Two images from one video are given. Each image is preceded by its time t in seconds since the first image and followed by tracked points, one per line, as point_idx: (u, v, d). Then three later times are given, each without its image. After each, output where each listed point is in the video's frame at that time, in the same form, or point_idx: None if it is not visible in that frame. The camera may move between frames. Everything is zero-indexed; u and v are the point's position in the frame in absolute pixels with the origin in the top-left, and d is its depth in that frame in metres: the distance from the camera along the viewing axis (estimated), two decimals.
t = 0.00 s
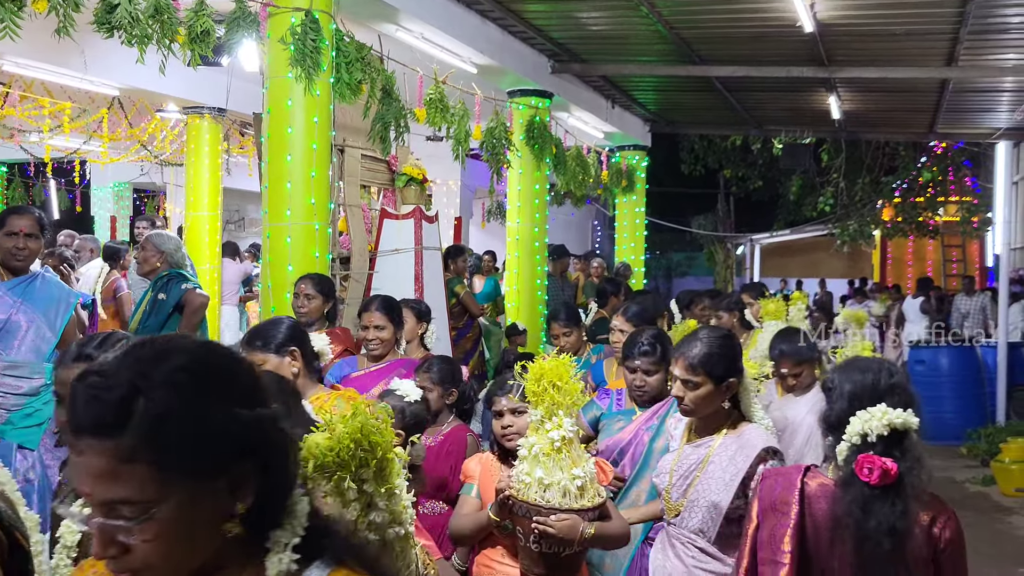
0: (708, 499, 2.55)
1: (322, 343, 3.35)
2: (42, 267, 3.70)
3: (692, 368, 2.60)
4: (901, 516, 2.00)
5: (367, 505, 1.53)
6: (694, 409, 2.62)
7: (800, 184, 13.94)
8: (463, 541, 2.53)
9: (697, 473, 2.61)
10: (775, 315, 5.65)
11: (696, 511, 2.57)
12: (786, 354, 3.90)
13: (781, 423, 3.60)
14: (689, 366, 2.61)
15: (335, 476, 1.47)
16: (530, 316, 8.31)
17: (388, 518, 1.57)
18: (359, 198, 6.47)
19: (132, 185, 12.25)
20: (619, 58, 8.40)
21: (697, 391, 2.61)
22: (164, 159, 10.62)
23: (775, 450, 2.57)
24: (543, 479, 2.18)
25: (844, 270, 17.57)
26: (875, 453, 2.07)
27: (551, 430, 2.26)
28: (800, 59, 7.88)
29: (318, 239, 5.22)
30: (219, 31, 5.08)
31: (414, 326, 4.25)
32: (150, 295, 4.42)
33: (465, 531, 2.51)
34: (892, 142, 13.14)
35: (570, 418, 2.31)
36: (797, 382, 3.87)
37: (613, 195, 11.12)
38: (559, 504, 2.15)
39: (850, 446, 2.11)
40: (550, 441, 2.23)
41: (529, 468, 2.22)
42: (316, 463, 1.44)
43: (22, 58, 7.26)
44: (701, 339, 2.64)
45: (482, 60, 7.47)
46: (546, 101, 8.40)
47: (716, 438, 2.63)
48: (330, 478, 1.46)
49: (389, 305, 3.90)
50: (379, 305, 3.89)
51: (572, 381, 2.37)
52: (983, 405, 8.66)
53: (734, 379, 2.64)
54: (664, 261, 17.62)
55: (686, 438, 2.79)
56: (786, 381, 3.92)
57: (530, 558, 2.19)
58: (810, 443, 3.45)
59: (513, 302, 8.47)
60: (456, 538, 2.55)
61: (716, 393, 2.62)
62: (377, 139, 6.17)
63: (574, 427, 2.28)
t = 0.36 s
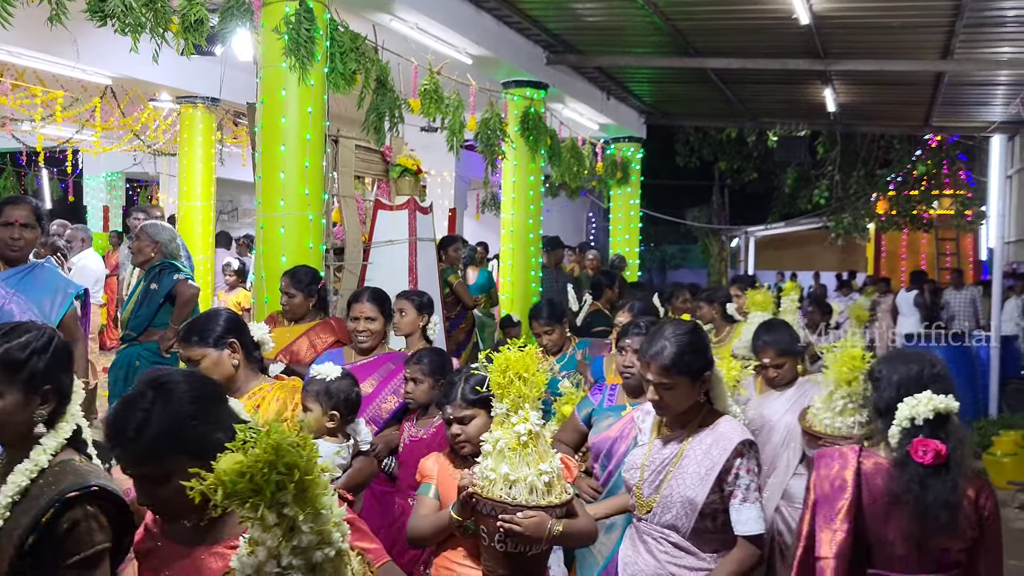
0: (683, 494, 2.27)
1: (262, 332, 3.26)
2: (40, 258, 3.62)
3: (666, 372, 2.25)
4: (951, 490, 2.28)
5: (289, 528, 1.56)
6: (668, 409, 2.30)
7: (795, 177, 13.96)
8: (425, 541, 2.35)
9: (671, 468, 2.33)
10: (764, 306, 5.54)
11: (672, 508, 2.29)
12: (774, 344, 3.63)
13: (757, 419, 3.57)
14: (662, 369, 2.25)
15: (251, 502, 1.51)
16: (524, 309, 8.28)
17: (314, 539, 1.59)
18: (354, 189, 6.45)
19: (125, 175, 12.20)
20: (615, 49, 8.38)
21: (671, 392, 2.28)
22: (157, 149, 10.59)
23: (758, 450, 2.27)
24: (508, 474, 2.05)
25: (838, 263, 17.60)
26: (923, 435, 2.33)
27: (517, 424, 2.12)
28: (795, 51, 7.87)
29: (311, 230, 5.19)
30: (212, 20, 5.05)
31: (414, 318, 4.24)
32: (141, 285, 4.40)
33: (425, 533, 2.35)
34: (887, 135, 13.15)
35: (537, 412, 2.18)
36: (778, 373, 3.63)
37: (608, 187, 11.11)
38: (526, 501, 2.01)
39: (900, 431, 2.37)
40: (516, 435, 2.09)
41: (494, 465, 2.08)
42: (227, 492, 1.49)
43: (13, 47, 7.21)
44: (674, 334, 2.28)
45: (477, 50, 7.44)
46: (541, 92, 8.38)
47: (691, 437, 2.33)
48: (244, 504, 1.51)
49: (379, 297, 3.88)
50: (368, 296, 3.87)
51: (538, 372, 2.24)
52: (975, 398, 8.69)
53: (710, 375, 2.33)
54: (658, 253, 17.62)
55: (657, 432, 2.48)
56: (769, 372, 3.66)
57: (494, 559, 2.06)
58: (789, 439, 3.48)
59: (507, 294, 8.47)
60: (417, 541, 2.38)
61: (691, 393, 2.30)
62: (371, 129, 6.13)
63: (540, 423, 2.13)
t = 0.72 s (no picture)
0: (646, 518, 2.09)
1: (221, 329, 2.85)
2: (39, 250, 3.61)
3: (636, 382, 2.05)
4: (974, 454, 2.48)
5: (168, 539, 1.37)
6: (636, 424, 2.10)
7: (787, 172, 14.04)
8: (372, 542, 2.21)
9: (635, 487, 2.14)
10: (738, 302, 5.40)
11: (633, 531, 2.11)
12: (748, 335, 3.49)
13: (731, 415, 3.47)
14: (632, 380, 2.05)
15: (126, 514, 1.32)
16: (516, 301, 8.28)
17: (199, 550, 1.41)
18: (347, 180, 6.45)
19: (119, 165, 12.20)
20: (609, 43, 8.40)
21: (639, 403, 2.08)
22: (150, 139, 10.58)
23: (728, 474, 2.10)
24: (462, 481, 1.95)
25: (829, 258, 17.68)
26: (946, 407, 2.54)
27: (471, 427, 2.00)
28: (788, 46, 7.89)
29: (305, 221, 5.20)
30: (206, 9, 5.04)
31: (407, 310, 4.26)
32: (136, 275, 4.40)
33: (372, 533, 2.20)
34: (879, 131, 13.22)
35: (493, 415, 2.05)
36: (750, 364, 3.50)
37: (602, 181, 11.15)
38: (479, 509, 1.93)
39: (925, 405, 2.59)
40: (471, 440, 1.98)
41: (447, 470, 1.97)
42: (96, 502, 1.30)
43: (6, 36, 7.20)
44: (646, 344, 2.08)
45: (472, 43, 7.45)
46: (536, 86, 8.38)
47: (658, 453, 2.15)
48: (119, 515, 1.32)
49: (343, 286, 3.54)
50: (330, 283, 3.52)
51: (497, 372, 2.08)
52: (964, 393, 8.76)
53: (683, 389, 2.14)
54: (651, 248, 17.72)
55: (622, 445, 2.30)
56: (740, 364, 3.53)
57: (443, 564, 1.98)
58: (761, 436, 3.38)
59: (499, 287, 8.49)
60: (361, 542, 2.23)
61: (662, 406, 2.10)
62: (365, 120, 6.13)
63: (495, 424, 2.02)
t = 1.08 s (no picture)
0: (617, 531, 1.93)
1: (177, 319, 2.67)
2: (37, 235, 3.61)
3: (619, 370, 1.93)
4: (949, 421, 3.07)
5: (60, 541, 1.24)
6: (613, 420, 1.96)
7: (786, 167, 14.09)
8: (326, 554, 2.12)
9: (606, 496, 1.99)
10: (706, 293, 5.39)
11: (603, 545, 1.95)
12: (721, 329, 3.24)
13: (701, 415, 3.09)
14: (615, 367, 1.93)
15: (6, 516, 1.21)
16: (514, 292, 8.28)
17: (97, 549, 1.27)
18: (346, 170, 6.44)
19: (116, 153, 12.18)
20: (609, 35, 8.40)
21: (619, 395, 1.94)
22: (149, 127, 10.57)
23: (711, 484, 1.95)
24: (413, 487, 1.90)
25: (826, 254, 17.71)
26: (928, 381, 3.13)
27: (422, 428, 1.93)
28: (789, 40, 7.90)
29: (303, 209, 5.19)
30: None
31: (402, 298, 4.27)
32: (136, 261, 4.39)
33: (327, 545, 2.12)
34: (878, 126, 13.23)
35: (447, 413, 1.98)
36: (719, 358, 3.23)
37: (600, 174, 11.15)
38: (432, 517, 1.87)
39: (913, 379, 3.18)
40: (422, 442, 1.92)
41: (398, 477, 1.92)
42: None
43: (7, 21, 7.19)
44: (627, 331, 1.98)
45: (472, 34, 7.45)
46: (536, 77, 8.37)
47: (635, 457, 2.00)
48: None
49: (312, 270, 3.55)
50: (300, 262, 3.54)
51: (449, 367, 1.99)
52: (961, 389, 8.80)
53: (667, 389, 2.00)
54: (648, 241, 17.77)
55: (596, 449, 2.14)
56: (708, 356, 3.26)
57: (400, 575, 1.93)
58: (731, 435, 3.04)
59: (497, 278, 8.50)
60: (316, 553, 2.15)
61: (641, 403, 1.96)
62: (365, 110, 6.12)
63: (449, 422, 1.96)
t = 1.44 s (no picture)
0: (575, 557, 1.96)
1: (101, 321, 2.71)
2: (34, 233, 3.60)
3: (567, 382, 1.97)
4: (972, 411, 3.53)
5: None
6: (562, 434, 2.00)
7: (784, 164, 14.11)
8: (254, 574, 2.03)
9: (564, 521, 2.01)
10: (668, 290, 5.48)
11: (561, 571, 1.97)
12: (691, 326, 3.22)
13: (672, 418, 3.07)
14: (563, 378, 1.97)
15: None
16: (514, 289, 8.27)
17: None
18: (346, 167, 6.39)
19: (113, 148, 12.16)
20: (608, 31, 8.39)
21: (568, 410, 1.98)
22: (145, 122, 10.54)
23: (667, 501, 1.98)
24: (349, 509, 1.81)
25: (824, 251, 17.73)
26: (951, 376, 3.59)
27: (362, 444, 1.84)
28: (788, 37, 7.89)
29: (301, 206, 5.19)
30: None
31: (398, 297, 4.27)
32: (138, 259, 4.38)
33: (253, 563, 2.03)
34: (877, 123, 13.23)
35: (391, 429, 1.88)
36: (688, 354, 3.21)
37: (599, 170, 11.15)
38: (370, 540, 1.80)
39: (936, 373, 3.65)
40: (361, 459, 1.83)
41: (334, 495, 1.83)
42: None
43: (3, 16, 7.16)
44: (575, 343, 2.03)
45: (470, 30, 7.43)
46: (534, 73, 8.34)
47: (592, 477, 2.02)
48: None
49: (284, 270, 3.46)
50: (272, 270, 3.43)
51: (393, 379, 1.90)
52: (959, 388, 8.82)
53: (619, 406, 2.04)
54: (647, 237, 17.78)
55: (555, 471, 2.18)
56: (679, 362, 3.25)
57: None
58: (702, 437, 2.99)
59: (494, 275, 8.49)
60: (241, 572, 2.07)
61: (590, 419, 2.00)
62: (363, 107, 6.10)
63: (389, 437, 1.86)
